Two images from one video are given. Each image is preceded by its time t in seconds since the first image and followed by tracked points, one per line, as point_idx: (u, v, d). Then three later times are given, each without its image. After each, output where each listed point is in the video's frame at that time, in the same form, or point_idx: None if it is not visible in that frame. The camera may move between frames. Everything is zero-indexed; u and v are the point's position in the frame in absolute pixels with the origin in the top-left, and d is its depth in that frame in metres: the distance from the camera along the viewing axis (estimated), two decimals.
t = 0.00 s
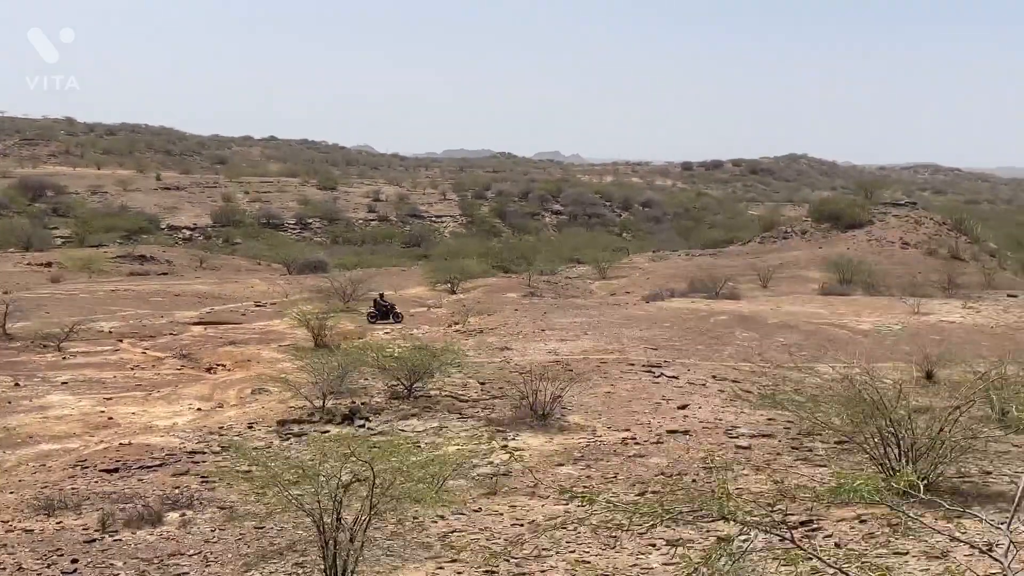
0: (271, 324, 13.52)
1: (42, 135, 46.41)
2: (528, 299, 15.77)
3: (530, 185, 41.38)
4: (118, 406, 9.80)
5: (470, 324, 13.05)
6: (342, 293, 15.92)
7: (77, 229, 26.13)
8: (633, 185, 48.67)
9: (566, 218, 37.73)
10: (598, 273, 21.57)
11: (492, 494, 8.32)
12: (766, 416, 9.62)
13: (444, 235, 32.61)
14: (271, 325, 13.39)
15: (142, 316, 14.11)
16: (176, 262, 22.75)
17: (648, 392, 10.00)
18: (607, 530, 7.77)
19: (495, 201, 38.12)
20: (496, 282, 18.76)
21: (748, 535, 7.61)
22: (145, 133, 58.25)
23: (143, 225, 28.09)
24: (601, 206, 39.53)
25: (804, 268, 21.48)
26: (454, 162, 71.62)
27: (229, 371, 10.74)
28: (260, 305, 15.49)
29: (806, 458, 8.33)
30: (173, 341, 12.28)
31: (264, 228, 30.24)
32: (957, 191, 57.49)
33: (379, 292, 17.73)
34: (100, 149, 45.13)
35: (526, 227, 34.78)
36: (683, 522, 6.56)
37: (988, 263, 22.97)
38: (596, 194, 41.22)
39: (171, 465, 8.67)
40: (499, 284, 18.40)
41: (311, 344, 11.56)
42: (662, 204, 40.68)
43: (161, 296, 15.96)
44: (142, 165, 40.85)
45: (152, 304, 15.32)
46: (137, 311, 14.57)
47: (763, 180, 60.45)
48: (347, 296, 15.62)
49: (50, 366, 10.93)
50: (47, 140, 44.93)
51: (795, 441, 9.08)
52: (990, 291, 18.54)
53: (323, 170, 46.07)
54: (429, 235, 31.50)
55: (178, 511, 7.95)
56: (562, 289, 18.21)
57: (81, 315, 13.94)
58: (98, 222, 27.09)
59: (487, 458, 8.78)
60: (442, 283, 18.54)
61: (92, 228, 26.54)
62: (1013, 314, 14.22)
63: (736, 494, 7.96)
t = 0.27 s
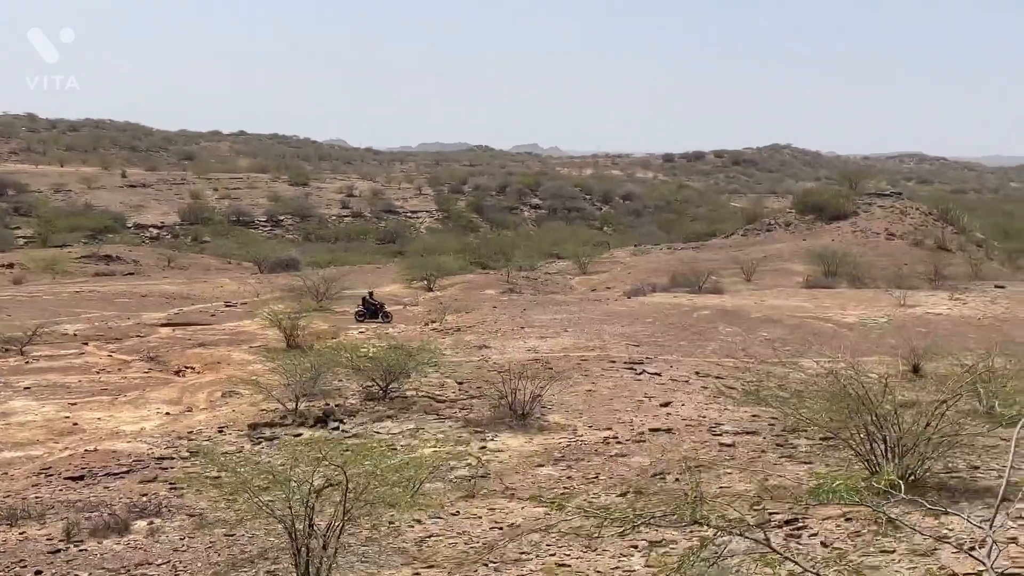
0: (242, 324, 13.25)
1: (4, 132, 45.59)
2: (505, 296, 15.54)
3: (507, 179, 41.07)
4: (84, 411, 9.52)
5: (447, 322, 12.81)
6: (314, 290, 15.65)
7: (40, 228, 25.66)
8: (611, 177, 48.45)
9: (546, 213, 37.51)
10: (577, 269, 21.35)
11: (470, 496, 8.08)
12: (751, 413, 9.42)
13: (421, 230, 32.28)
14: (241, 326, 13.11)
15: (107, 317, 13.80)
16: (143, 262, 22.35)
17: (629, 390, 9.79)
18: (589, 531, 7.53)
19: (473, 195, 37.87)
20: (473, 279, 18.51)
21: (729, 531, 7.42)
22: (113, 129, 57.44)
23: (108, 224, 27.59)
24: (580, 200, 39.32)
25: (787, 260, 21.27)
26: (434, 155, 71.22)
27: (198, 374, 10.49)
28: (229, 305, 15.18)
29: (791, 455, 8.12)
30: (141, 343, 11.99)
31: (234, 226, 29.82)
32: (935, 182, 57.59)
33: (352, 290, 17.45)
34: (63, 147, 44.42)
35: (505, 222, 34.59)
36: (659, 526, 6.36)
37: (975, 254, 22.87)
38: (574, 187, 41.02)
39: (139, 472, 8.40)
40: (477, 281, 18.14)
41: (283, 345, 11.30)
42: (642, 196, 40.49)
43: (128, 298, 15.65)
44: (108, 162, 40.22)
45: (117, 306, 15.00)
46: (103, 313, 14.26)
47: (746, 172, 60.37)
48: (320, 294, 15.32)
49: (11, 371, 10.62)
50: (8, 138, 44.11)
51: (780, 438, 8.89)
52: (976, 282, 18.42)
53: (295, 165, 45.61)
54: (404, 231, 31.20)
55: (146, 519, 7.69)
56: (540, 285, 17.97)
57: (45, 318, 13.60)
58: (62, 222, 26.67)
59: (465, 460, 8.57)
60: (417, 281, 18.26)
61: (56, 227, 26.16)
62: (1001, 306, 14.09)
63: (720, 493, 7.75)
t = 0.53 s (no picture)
0: (218, 322, 12.97)
1: None
2: (488, 290, 15.29)
3: (491, 170, 40.74)
4: (54, 414, 9.24)
5: (430, 318, 12.55)
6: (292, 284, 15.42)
7: (8, 224, 25.18)
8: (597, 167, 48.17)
9: (530, 203, 37.27)
10: (563, 261, 21.11)
11: (454, 497, 7.84)
12: (741, 407, 9.20)
13: (401, 223, 31.96)
14: (217, 324, 12.83)
15: (78, 317, 13.48)
16: (114, 259, 21.98)
17: (617, 386, 9.56)
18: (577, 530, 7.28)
19: (455, 187, 37.57)
20: (456, 273, 18.24)
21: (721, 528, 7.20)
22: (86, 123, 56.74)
23: (77, 221, 27.13)
24: (565, 190, 39.05)
25: (778, 250, 21.07)
26: (415, 146, 70.77)
27: (173, 375, 10.23)
28: (204, 303, 14.88)
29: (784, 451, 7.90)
30: (114, 343, 11.70)
31: (208, 220, 29.41)
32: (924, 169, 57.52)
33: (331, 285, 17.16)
34: (30, 141, 43.75)
35: (488, 214, 34.33)
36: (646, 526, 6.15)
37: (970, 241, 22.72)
38: (558, 177, 40.76)
39: (112, 476, 8.14)
40: (460, 275, 17.88)
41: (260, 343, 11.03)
42: (629, 185, 40.25)
43: (99, 296, 15.35)
44: (77, 157, 39.63)
45: (89, 305, 14.69)
46: (74, 313, 13.95)
47: (733, 160, 60.20)
48: (297, 290, 15.02)
49: None
50: None
51: (771, 432, 8.68)
52: (971, 270, 18.27)
53: (272, 157, 45.15)
54: (383, 224, 30.87)
55: (121, 524, 7.43)
56: (524, 279, 17.73)
57: (14, 318, 13.28)
58: (30, 220, 26.24)
59: (450, 459, 8.33)
60: (398, 275, 17.99)
61: (25, 225, 25.63)
62: (996, 295, 13.92)
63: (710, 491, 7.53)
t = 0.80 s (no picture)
0: (198, 320, 12.73)
1: None
2: (476, 285, 15.06)
3: (479, 163, 40.44)
4: (30, 416, 9.01)
5: (417, 315, 12.33)
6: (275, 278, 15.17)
7: None
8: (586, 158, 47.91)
9: (518, 196, 37.05)
10: (553, 255, 20.88)
11: (442, 498, 7.63)
12: (735, 403, 9.00)
13: (387, 217, 31.70)
14: (197, 322, 12.59)
15: (54, 316, 13.21)
16: (90, 256, 21.68)
17: (608, 382, 9.35)
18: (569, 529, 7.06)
19: (441, 180, 37.30)
20: (443, 268, 18.01)
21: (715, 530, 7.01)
22: (65, 116, 56.17)
23: (52, 217, 26.65)
24: (554, 182, 38.82)
25: (772, 243, 20.88)
26: (399, 138, 70.39)
27: (152, 374, 10.00)
28: (184, 300, 14.63)
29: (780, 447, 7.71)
30: (91, 342, 11.46)
31: (188, 216, 29.08)
32: (922, 158, 57.33)
33: (315, 281, 16.91)
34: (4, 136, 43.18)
35: (474, 207, 34.08)
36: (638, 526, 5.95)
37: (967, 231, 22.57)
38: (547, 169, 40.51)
39: (92, 479, 7.92)
40: (447, 270, 17.65)
41: (242, 341, 10.80)
42: (619, 177, 40.01)
43: (76, 295, 15.07)
44: (51, 151, 39.12)
45: (65, 303, 14.42)
46: (49, 312, 13.67)
47: (725, 150, 59.99)
48: (279, 286, 14.76)
49: None
50: None
51: (766, 428, 8.48)
52: (969, 261, 18.11)
53: (252, 150, 44.73)
54: (367, 218, 30.59)
55: (100, 529, 7.20)
56: (513, 273, 17.50)
57: None
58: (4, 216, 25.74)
59: (437, 459, 8.13)
60: (384, 271, 17.74)
61: None
62: (994, 286, 13.74)
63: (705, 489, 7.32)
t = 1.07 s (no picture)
0: (178, 320, 12.53)
1: None
2: (463, 283, 14.87)
3: (465, 158, 40.21)
4: (5, 419, 8.81)
5: (402, 313, 12.15)
6: (257, 277, 14.97)
7: None
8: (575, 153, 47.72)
9: (506, 192, 36.87)
10: (541, 251, 20.70)
11: (429, 500, 7.45)
12: (727, 402, 8.85)
13: (371, 214, 31.50)
14: (177, 322, 12.39)
15: (31, 317, 12.99)
16: (68, 255, 21.43)
17: (598, 381, 9.19)
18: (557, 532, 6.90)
19: (427, 176, 37.09)
20: (429, 266, 17.82)
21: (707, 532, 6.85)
22: (47, 112, 55.74)
23: (29, 215, 26.30)
24: (542, 177, 38.65)
25: (764, 239, 20.75)
26: (384, 133, 70.07)
27: (131, 376, 9.81)
28: (164, 299, 14.42)
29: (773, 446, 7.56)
30: (68, 343, 11.25)
31: (167, 214, 28.81)
32: (915, 152, 57.27)
33: (299, 280, 16.72)
34: None
35: (461, 203, 33.87)
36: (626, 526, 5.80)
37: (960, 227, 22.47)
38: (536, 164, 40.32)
39: (69, 483, 7.73)
40: (433, 268, 17.46)
41: (223, 342, 10.62)
42: (609, 172, 39.85)
43: (53, 294, 14.84)
44: (29, 148, 38.72)
45: (42, 303, 14.20)
46: (26, 312, 13.44)
47: (716, 145, 59.84)
48: (261, 285, 14.55)
49: None
50: None
51: (758, 428, 8.32)
52: (963, 256, 17.99)
53: (235, 146, 44.43)
54: (351, 216, 30.39)
55: (77, 533, 7.00)
56: (501, 271, 17.31)
57: None
58: None
59: (423, 460, 7.95)
60: (370, 269, 17.55)
61: None
62: (989, 282, 13.61)
63: (696, 490, 7.17)
